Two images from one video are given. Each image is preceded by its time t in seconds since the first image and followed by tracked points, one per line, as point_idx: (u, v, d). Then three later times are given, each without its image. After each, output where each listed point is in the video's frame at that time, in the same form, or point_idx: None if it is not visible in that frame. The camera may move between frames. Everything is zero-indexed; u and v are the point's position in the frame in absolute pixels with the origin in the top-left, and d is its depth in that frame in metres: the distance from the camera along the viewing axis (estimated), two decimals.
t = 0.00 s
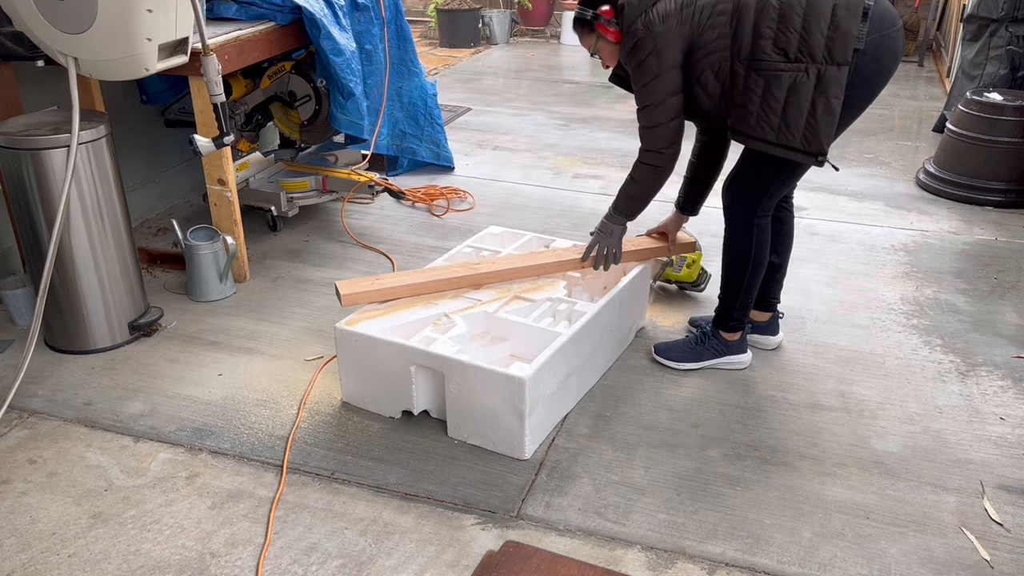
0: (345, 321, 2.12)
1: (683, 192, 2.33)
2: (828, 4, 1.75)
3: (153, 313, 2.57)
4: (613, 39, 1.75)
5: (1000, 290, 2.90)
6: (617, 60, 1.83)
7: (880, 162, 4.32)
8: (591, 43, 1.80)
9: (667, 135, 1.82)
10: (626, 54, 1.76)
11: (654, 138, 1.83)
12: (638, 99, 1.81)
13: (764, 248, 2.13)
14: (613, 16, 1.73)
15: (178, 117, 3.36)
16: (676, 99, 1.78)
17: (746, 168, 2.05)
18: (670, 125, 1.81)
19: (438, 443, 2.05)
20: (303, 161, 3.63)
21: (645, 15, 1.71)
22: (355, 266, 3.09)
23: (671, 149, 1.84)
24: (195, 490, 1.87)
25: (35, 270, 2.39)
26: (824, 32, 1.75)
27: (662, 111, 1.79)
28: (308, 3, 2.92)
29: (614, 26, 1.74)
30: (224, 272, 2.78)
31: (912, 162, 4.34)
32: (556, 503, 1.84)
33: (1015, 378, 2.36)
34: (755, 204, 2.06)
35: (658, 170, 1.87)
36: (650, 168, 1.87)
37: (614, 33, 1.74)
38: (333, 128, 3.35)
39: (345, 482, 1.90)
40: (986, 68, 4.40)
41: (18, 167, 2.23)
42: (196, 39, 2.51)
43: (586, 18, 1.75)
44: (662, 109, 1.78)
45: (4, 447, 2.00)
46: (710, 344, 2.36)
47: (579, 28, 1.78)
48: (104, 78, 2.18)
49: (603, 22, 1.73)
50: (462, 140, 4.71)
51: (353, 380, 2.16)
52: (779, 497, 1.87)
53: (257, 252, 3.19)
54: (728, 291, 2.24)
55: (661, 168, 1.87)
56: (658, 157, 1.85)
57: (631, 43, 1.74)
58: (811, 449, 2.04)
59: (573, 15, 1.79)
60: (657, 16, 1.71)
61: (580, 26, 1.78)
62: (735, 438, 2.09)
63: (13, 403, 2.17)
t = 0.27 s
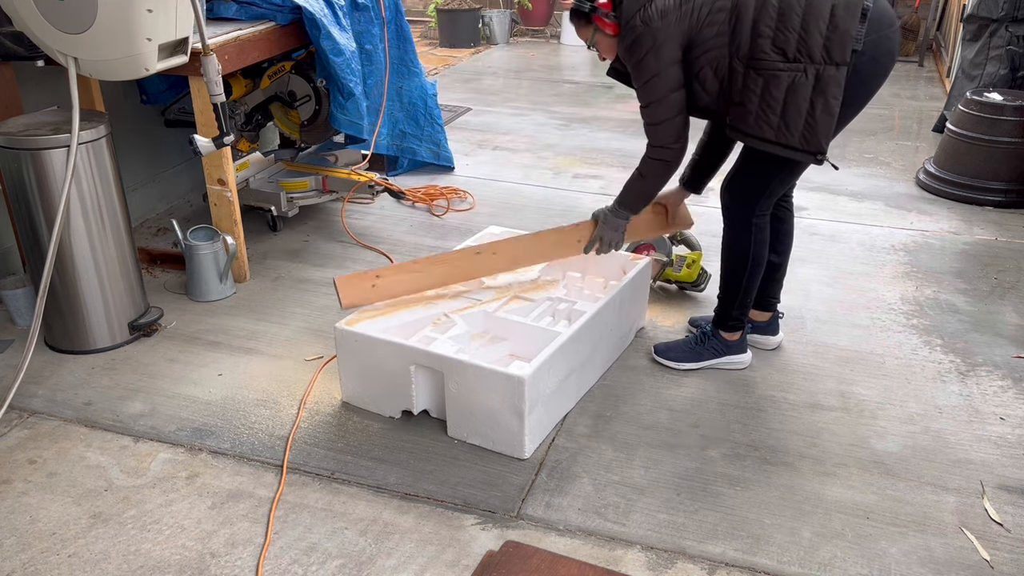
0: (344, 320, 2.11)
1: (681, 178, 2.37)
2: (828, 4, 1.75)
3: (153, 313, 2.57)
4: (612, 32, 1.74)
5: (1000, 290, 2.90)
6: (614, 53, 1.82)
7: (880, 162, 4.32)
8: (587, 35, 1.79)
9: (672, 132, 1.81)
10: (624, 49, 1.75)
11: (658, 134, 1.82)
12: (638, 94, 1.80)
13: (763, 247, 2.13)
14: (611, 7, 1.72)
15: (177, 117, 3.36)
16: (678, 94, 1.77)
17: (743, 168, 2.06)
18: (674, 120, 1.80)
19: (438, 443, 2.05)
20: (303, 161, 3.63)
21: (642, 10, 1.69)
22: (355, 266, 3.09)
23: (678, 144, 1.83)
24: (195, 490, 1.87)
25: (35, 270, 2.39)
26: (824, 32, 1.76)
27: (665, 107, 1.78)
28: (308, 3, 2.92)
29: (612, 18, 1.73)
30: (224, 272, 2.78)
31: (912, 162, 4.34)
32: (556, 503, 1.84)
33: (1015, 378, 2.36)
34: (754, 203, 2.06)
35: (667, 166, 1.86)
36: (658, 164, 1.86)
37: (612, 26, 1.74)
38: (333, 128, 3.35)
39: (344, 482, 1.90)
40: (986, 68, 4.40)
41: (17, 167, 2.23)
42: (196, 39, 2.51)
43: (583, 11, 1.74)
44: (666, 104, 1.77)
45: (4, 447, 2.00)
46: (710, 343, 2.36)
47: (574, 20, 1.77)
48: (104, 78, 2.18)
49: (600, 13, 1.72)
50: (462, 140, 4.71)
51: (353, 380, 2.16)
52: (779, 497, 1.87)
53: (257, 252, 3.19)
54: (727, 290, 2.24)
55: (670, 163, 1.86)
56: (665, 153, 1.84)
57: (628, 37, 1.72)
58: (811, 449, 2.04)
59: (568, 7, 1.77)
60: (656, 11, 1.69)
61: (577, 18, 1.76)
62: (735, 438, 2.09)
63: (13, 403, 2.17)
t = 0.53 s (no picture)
0: (345, 321, 2.11)
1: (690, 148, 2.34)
2: (832, 3, 1.75)
3: (153, 313, 2.57)
4: (610, 33, 1.74)
5: (1000, 290, 2.90)
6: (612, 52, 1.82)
7: (880, 162, 4.32)
8: (585, 34, 1.79)
9: (683, 132, 1.82)
10: (626, 52, 1.76)
11: (667, 136, 1.83)
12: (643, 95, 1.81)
13: (764, 246, 2.13)
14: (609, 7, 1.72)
15: (177, 117, 3.36)
16: (684, 95, 1.78)
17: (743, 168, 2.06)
18: (683, 120, 1.81)
19: (438, 443, 2.05)
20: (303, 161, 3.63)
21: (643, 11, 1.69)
22: (355, 266, 3.09)
23: (687, 145, 1.85)
24: (195, 490, 1.87)
25: (35, 270, 2.39)
26: (829, 32, 1.76)
27: (673, 107, 1.79)
28: (308, 3, 2.92)
29: (611, 18, 1.73)
30: (224, 272, 2.78)
31: (912, 162, 4.34)
32: (556, 503, 1.84)
33: (1015, 378, 2.36)
34: (755, 203, 2.06)
35: (682, 165, 1.87)
36: (671, 165, 1.88)
37: (611, 26, 1.74)
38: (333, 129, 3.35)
39: (344, 482, 1.90)
40: (986, 68, 4.40)
41: (17, 167, 2.23)
42: (196, 39, 2.51)
43: (581, 11, 1.73)
44: (673, 105, 1.78)
45: (4, 447, 2.00)
46: (710, 343, 2.36)
47: (571, 20, 1.77)
48: (104, 78, 2.18)
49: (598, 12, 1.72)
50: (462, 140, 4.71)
51: (353, 381, 2.16)
52: (779, 497, 1.87)
53: (257, 252, 3.19)
54: (728, 289, 2.24)
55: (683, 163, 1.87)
56: (678, 154, 1.85)
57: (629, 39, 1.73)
58: (811, 449, 2.04)
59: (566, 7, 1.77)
60: (658, 11, 1.70)
61: (574, 18, 1.76)
62: (735, 438, 2.09)
63: (13, 403, 2.17)
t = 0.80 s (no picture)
0: (346, 321, 2.11)
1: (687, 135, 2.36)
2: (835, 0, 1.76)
3: (153, 313, 2.57)
4: (608, 37, 1.72)
5: (1000, 290, 2.90)
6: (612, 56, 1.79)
7: (879, 162, 4.32)
8: (583, 39, 1.76)
9: (686, 133, 1.83)
10: (627, 55, 1.75)
11: (672, 137, 1.84)
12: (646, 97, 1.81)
13: (764, 245, 2.13)
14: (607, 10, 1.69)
15: (177, 117, 3.36)
16: (688, 96, 1.78)
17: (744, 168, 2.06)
18: (689, 121, 1.81)
19: (438, 443, 2.05)
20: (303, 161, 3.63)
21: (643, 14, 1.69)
22: (355, 266, 3.09)
23: (692, 146, 1.85)
24: (195, 490, 1.87)
25: (35, 270, 2.39)
26: (833, 29, 1.76)
27: (677, 109, 1.79)
28: (308, 3, 2.92)
29: (609, 23, 1.70)
30: (224, 272, 2.78)
31: (912, 162, 4.34)
32: (556, 503, 1.84)
33: (1015, 378, 2.36)
34: (755, 202, 2.06)
35: (687, 166, 1.88)
36: (677, 167, 1.89)
37: (610, 30, 1.71)
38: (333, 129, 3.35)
39: (344, 482, 1.90)
40: (986, 68, 4.40)
41: (17, 167, 2.23)
42: (196, 39, 2.51)
43: (580, 15, 1.71)
44: (677, 106, 1.78)
45: (4, 447, 2.00)
46: (710, 343, 2.36)
47: (569, 25, 1.75)
48: (104, 78, 2.18)
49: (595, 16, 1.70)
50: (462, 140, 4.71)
51: (353, 381, 2.16)
52: (779, 497, 1.87)
53: (257, 252, 3.19)
54: (729, 287, 2.24)
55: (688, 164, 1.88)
56: (683, 155, 1.86)
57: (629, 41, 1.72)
58: (811, 449, 2.04)
59: (564, 11, 1.75)
60: (659, 13, 1.69)
61: (572, 22, 1.74)
62: (735, 438, 2.09)
63: (13, 403, 2.17)
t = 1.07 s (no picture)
0: (345, 321, 2.10)
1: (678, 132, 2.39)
2: None
3: (153, 313, 2.57)
4: (602, 32, 1.73)
5: (1000, 290, 2.90)
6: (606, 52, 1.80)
7: (879, 162, 4.32)
8: (577, 34, 1.77)
9: (688, 128, 1.83)
10: (624, 52, 1.75)
11: (672, 134, 1.84)
12: (645, 94, 1.81)
13: (763, 245, 2.13)
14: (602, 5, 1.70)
15: (178, 117, 3.36)
16: (686, 92, 1.78)
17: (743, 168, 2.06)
18: (687, 117, 1.81)
19: (438, 443, 2.05)
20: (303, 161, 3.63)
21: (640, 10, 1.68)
22: (355, 266, 3.09)
23: (693, 141, 1.85)
24: (195, 491, 1.87)
25: (35, 270, 2.39)
26: (831, 28, 1.77)
27: (676, 105, 1.79)
28: (308, 3, 2.92)
29: (604, 18, 1.71)
30: (224, 272, 2.78)
31: (912, 162, 4.34)
32: (556, 503, 1.84)
33: (1015, 378, 2.36)
34: (754, 202, 2.06)
35: (688, 162, 1.88)
36: (676, 162, 1.89)
37: (604, 25, 1.72)
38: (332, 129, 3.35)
39: (344, 482, 1.90)
40: (986, 68, 4.40)
41: (17, 167, 2.23)
42: (196, 39, 2.51)
43: (574, 11, 1.72)
44: (676, 102, 1.79)
45: (4, 447, 2.00)
46: (710, 343, 2.36)
47: (561, 19, 1.75)
48: (104, 78, 2.18)
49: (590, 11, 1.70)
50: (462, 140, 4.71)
51: (353, 381, 2.16)
52: (779, 497, 1.87)
53: (257, 252, 3.19)
54: (728, 287, 2.24)
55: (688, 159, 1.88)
56: (684, 150, 1.86)
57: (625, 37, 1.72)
58: (811, 449, 2.04)
59: (557, 8, 1.75)
60: (656, 9, 1.69)
61: (566, 17, 1.74)
62: (735, 438, 2.09)
63: (13, 403, 2.17)
